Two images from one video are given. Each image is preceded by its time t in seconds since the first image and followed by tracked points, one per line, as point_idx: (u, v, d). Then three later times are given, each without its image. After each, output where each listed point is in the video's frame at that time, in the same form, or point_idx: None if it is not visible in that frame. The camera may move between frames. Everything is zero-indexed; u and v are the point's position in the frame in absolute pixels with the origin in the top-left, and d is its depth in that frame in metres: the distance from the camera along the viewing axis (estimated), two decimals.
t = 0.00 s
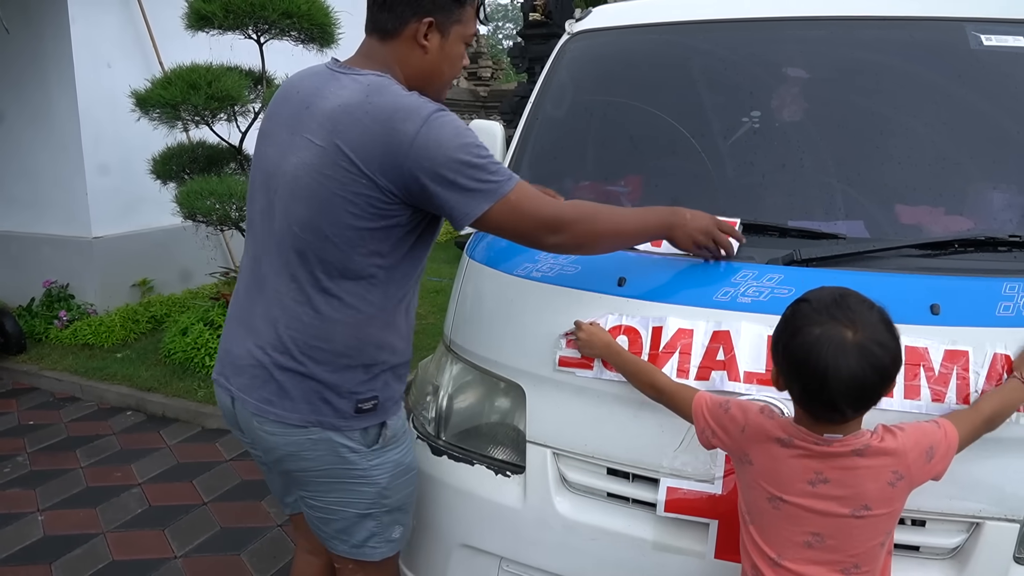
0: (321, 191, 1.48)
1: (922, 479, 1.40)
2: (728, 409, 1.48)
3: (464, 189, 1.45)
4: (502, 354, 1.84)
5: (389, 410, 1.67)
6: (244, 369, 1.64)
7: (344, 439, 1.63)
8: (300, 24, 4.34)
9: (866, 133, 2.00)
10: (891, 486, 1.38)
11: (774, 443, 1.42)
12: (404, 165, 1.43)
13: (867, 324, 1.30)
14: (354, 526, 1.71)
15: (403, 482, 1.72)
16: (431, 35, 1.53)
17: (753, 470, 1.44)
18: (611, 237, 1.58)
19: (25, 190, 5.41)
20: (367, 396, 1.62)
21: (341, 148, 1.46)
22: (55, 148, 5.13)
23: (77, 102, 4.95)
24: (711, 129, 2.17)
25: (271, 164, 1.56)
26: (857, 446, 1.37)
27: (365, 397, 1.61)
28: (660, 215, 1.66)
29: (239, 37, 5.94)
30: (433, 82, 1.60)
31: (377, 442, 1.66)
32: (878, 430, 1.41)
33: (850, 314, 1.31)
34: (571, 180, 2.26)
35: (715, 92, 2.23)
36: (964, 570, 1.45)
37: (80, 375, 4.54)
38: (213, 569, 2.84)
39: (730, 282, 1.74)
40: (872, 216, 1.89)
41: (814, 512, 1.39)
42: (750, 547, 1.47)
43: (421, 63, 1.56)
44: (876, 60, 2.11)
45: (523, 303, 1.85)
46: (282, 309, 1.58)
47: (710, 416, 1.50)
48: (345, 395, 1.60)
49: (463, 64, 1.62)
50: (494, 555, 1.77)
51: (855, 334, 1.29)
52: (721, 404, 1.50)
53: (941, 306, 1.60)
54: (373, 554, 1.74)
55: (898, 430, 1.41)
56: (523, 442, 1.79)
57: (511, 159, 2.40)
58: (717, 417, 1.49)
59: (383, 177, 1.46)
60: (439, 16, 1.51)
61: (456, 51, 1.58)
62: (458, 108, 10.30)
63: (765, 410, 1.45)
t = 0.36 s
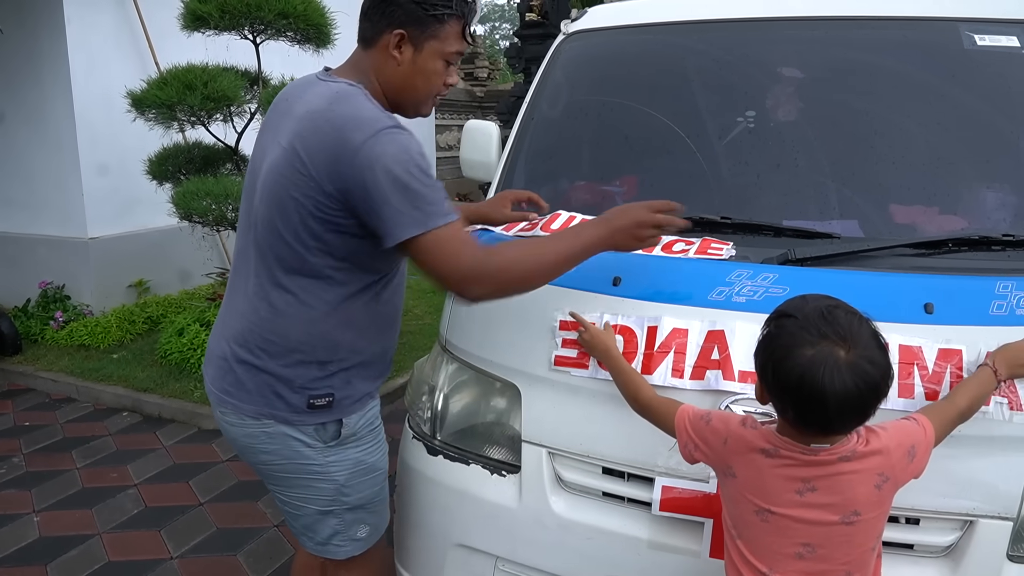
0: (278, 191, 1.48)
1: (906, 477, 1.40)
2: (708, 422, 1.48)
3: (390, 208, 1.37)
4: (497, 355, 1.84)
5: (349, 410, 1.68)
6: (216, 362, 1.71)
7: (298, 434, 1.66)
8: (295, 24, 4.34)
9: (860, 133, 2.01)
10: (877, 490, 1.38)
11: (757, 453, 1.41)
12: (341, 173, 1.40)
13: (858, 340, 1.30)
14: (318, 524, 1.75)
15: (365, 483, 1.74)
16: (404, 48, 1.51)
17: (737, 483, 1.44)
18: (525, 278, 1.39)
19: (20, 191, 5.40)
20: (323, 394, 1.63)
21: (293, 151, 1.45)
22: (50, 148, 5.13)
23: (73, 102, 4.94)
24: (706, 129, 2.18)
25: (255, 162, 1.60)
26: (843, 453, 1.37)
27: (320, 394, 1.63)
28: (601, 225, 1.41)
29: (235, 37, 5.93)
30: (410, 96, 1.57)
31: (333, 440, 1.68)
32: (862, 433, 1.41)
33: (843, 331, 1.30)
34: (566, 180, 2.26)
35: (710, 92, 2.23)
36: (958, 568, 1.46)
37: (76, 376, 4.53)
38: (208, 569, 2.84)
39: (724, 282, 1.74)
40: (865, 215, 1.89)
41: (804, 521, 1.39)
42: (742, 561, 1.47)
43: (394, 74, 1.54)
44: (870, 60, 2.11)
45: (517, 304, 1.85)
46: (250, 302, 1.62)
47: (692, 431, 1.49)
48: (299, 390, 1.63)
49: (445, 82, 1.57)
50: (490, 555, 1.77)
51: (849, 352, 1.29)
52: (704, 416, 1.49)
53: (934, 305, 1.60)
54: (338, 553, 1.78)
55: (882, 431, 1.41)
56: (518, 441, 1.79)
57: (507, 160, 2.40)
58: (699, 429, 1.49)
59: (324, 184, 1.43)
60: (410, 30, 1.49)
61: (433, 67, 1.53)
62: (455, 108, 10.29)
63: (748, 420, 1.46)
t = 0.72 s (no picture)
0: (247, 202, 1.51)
1: (907, 489, 1.40)
2: (707, 422, 1.49)
3: (313, 264, 1.37)
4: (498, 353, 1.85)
5: (313, 426, 1.66)
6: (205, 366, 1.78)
7: (261, 444, 1.67)
8: (295, 23, 4.34)
9: (860, 132, 2.01)
10: (875, 496, 1.38)
11: (755, 451, 1.42)
12: (281, 208, 1.40)
13: (847, 320, 1.31)
14: (297, 535, 1.76)
15: (332, 499, 1.71)
16: (426, 66, 1.46)
17: (734, 482, 1.45)
18: (401, 367, 1.47)
19: (20, 190, 5.40)
20: (283, 405, 1.64)
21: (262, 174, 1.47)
22: (50, 147, 5.12)
23: (73, 101, 4.94)
24: (706, 128, 2.18)
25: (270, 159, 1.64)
26: (840, 453, 1.38)
27: (281, 405, 1.64)
28: (490, 348, 1.59)
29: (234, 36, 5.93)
30: (425, 114, 1.51)
31: (299, 451, 1.68)
32: (860, 438, 1.42)
33: (832, 311, 1.32)
34: (566, 179, 2.27)
35: (710, 91, 2.23)
36: (958, 566, 1.46)
37: (75, 375, 4.53)
38: (208, 568, 2.84)
39: (725, 280, 1.74)
40: (866, 214, 1.90)
41: (798, 522, 1.39)
42: (734, 561, 1.47)
43: (412, 92, 1.48)
44: (871, 60, 2.12)
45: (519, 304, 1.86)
46: (232, 313, 1.68)
47: (691, 432, 1.50)
48: (261, 401, 1.65)
49: (464, 103, 1.53)
50: (490, 553, 1.77)
51: (834, 329, 1.31)
52: (703, 417, 1.50)
53: (935, 303, 1.61)
54: (317, 567, 1.76)
55: (881, 437, 1.42)
56: (518, 439, 1.79)
57: (507, 158, 2.41)
58: (698, 431, 1.49)
59: (274, 216, 1.44)
60: (435, 49, 1.44)
61: (454, 88, 1.49)
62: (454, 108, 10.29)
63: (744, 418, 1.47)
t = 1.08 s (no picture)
0: (286, 240, 1.36)
1: (899, 486, 1.41)
2: (702, 421, 1.49)
3: (386, 332, 1.27)
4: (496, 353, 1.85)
5: (314, 462, 1.59)
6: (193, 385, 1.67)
7: (257, 477, 1.60)
8: (295, 24, 4.34)
9: (859, 132, 2.01)
10: (867, 496, 1.39)
11: (746, 452, 1.43)
12: (352, 271, 1.26)
13: (848, 316, 1.33)
14: (292, 566, 1.72)
15: (331, 535, 1.67)
16: (515, 124, 1.31)
17: (727, 482, 1.46)
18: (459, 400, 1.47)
19: (20, 189, 5.40)
20: (282, 438, 1.56)
21: (315, 214, 1.30)
22: (49, 147, 5.13)
23: (73, 100, 4.94)
24: (705, 128, 2.18)
25: (298, 161, 1.43)
26: (832, 454, 1.38)
27: (280, 438, 1.56)
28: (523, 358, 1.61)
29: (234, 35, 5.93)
30: (495, 166, 1.38)
31: (297, 487, 1.61)
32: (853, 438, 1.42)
33: (831, 309, 1.34)
34: (566, 179, 2.27)
35: (709, 92, 2.24)
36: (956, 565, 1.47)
37: (75, 375, 4.53)
38: (208, 568, 2.84)
39: (724, 280, 1.74)
40: (864, 214, 1.90)
41: (791, 522, 1.40)
42: (727, 558, 1.49)
43: (490, 145, 1.33)
44: (870, 60, 2.12)
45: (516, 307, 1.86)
46: (236, 336, 1.54)
47: (686, 433, 1.50)
48: (257, 433, 1.57)
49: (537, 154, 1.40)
50: (491, 552, 1.78)
51: (837, 326, 1.32)
52: (697, 417, 1.50)
53: (934, 303, 1.60)
54: None
55: (876, 436, 1.42)
56: (517, 439, 1.79)
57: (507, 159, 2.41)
58: (693, 431, 1.49)
59: (337, 271, 1.30)
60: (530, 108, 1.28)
61: (534, 145, 1.35)
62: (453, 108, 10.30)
63: (736, 419, 1.47)
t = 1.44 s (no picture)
0: (287, 247, 1.35)
1: (878, 493, 1.41)
2: (677, 439, 1.49)
3: (389, 345, 1.27)
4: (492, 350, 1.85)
5: (299, 466, 1.59)
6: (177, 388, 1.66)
7: (241, 481, 1.60)
8: (292, 24, 4.34)
9: (854, 131, 2.02)
10: (849, 501, 1.39)
11: (726, 462, 1.43)
12: (354, 281, 1.26)
13: (820, 317, 1.34)
14: (275, 569, 1.72)
15: (316, 540, 1.67)
16: (525, 148, 1.33)
17: (709, 494, 1.46)
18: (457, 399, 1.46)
19: (17, 189, 5.39)
20: (268, 442, 1.56)
21: (321, 224, 1.30)
22: (46, 147, 5.12)
23: (70, 100, 4.94)
24: (700, 128, 2.19)
25: (300, 166, 1.42)
26: (813, 458, 1.39)
27: (265, 442, 1.56)
28: (507, 348, 1.58)
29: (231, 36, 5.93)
30: (499, 185, 1.40)
31: (281, 490, 1.61)
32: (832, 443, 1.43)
33: (802, 310, 1.34)
34: (562, 178, 2.27)
35: (705, 91, 2.24)
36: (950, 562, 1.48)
37: (71, 375, 4.53)
38: (205, 568, 2.84)
39: (719, 279, 1.74)
40: (859, 213, 1.91)
41: (773, 529, 1.41)
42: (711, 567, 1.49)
43: (499, 167, 1.35)
44: (864, 61, 2.13)
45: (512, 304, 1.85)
46: (224, 339, 1.54)
47: (661, 451, 1.50)
48: (242, 437, 1.56)
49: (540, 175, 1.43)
50: (487, 551, 1.78)
51: (814, 328, 1.32)
52: (672, 434, 1.51)
53: (928, 302, 1.59)
54: None
55: (854, 441, 1.43)
56: (514, 438, 1.80)
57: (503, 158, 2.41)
58: (668, 447, 1.50)
59: (338, 280, 1.30)
60: (543, 134, 1.31)
61: (539, 166, 1.38)
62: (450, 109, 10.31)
63: (714, 430, 1.48)
